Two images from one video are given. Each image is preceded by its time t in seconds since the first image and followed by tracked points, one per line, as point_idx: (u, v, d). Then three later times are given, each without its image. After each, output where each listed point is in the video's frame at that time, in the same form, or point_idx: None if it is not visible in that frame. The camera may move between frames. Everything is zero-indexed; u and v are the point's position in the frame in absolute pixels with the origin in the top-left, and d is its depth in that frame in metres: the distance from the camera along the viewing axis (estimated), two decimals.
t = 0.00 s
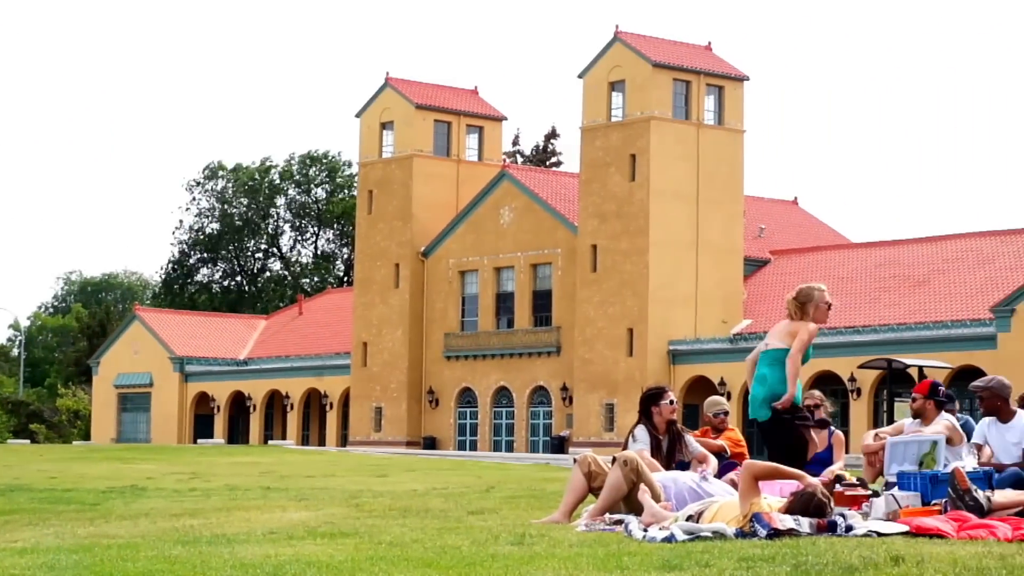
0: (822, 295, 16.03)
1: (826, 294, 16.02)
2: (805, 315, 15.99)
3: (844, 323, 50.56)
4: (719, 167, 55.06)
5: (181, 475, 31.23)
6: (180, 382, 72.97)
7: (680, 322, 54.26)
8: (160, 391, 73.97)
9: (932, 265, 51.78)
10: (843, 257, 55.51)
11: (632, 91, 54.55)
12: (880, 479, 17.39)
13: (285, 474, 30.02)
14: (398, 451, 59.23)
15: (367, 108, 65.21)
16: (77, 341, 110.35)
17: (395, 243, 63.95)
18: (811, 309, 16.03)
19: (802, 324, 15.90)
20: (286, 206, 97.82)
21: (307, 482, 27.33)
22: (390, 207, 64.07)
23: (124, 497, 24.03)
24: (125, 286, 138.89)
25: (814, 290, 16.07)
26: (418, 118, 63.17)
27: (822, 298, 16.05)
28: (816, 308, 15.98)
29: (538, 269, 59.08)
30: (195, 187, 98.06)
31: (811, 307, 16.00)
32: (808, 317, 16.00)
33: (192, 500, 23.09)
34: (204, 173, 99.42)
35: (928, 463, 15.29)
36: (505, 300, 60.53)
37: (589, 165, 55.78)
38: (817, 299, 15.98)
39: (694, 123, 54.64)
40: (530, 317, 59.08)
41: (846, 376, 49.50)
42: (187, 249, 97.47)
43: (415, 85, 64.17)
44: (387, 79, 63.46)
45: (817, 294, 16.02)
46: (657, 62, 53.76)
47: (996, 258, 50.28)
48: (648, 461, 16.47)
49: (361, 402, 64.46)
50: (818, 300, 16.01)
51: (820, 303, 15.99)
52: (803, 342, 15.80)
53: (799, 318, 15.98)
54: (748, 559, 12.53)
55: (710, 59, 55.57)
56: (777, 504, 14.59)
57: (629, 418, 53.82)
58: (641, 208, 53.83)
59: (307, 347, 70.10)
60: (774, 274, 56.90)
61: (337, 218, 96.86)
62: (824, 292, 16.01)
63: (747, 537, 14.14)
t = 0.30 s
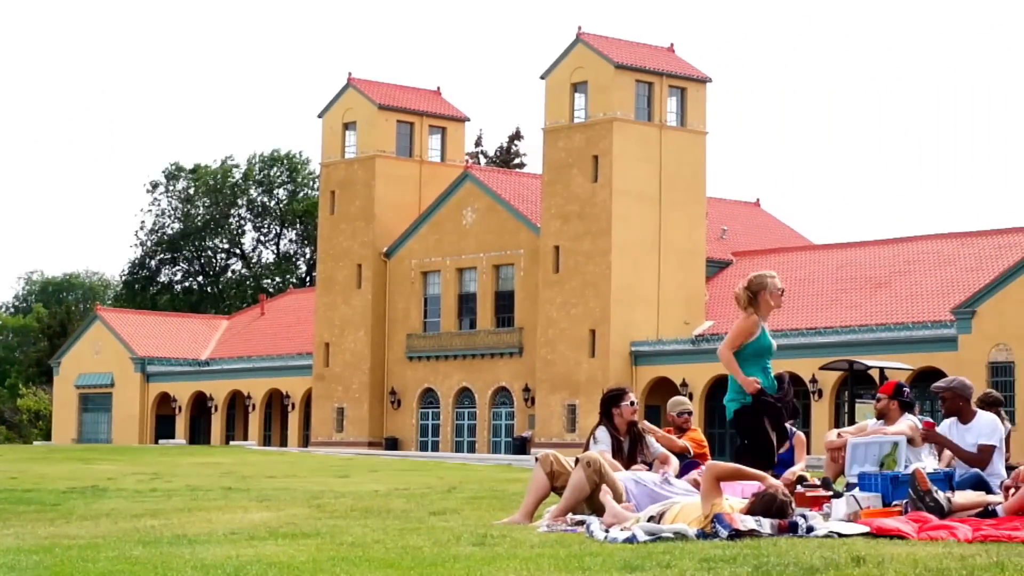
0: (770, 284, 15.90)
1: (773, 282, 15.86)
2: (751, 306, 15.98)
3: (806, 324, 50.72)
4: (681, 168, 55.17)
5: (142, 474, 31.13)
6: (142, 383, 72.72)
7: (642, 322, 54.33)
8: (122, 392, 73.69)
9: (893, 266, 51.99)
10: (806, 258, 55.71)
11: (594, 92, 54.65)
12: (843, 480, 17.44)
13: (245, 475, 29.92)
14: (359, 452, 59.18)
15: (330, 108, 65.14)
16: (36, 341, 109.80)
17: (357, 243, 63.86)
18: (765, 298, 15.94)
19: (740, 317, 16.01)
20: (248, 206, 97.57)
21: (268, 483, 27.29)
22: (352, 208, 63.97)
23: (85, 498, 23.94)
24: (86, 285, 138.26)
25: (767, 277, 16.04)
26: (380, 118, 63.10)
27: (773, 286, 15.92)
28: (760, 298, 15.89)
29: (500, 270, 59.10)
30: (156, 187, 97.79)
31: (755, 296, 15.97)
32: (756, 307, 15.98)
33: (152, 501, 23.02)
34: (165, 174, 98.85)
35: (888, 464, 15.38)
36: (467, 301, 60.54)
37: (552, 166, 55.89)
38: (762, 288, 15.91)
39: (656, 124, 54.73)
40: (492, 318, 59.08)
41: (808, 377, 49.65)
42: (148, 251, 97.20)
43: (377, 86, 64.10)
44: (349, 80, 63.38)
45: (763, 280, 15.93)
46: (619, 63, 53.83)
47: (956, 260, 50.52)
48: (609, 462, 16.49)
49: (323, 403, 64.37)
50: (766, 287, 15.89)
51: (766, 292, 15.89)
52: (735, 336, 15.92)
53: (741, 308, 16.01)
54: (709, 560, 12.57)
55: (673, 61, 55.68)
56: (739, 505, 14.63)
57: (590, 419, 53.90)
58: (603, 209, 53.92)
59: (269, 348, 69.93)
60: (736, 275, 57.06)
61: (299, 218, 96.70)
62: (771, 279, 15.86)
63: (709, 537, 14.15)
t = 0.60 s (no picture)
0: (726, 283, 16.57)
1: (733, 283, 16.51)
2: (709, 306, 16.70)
3: (769, 326, 50.88)
4: (645, 169, 55.26)
5: (104, 474, 31.02)
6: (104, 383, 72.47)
7: (606, 323, 54.38)
8: (84, 393, 73.40)
9: (856, 268, 52.23)
10: (770, 260, 55.86)
11: (558, 93, 54.71)
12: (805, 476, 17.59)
13: (208, 476, 29.85)
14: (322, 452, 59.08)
15: (293, 108, 65.01)
16: None
17: (320, 243, 63.74)
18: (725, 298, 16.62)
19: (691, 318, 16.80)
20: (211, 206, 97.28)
21: (232, 483, 27.24)
22: (315, 208, 63.84)
23: (47, 499, 23.85)
24: (48, 285, 137.66)
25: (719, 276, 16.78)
26: (344, 118, 62.97)
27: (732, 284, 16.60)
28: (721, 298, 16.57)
29: (464, 271, 59.08)
30: (118, 187, 97.42)
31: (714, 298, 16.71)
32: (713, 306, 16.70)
33: (114, 502, 22.96)
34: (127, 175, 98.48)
35: (851, 465, 15.45)
36: (430, 302, 60.51)
37: (515, 167, 55.91)
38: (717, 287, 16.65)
39: (620, 126, 54.79)
40: (456, 319, 59.08)
41: (770, 378, 49.78)
42: (111, 251, 96.84)
43: (341, 86, 63.96)
44: (312, 79, 63.24)
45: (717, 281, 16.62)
46: (583, 64, 53.85)
47: (919, 261, 50.78)
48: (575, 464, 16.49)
49: (286, 403, 64.26)
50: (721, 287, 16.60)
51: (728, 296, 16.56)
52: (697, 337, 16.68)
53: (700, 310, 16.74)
54: (672, 561, 12.63)
55: (637, 62, 55.73)
56: (701, 505, 14.63)
57: (554, 420, 53.96)
58: (566, 210, 53.98)
59: (232, 348, 69.77)
60: (699, 276, 57.19)
61: (263, 217, 96.48)
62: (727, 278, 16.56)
63: (672, 538, 14.18)
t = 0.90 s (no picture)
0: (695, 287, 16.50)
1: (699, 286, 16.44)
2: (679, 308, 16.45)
3: (732, 326, 51.02)
4: (609, 169, 55.32)
5: (66, 475, 30.89)
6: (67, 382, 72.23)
7: (570, 323, 54.45)
8: (46, 392, 73.07)
9: (820, 268, 52.40)
10: (734, 260, 56.00)
11: (523, 93, 54.74)
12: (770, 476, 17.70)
13: (170, 477, 29.73)
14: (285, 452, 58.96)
15: (258, 106, 64.88)
16: None
17: (285, 242, 63.61)
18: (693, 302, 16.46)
19: (659, 317, 16.42)
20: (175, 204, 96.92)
21: (194, 483, 27.14)
22: (279, 207, 63.71)
23: (8, 499, 23.73)
24: (10, 284, 136.97)
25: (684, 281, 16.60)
26: (308, 118, 62.86)
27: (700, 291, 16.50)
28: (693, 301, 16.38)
29: (428, 270, 59.06)
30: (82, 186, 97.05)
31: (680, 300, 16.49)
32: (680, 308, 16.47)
33: (76, 502, 22.85)
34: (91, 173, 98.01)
35: (813, 465, 15.51)
36: (394, 301, 60.46)
37: (480, 167, 55.94)
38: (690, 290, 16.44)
39: (585, 125, 54.82)
40: (420, 318, 59.04)
41: (733, 378, 49.93)
42: (74, 250, 96.47)
43: (306, 85, 63.82)
44: (277, 79, 63.12)
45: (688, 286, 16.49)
46: (548, 64, 53.86)
47: (882, 262, 50.97)
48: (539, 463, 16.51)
49: (249, 402, 64.13)
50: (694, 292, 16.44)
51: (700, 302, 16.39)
52: (667, 338, 16.33)
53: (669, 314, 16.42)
54: (634, 561, 12.66)
55: (602, 62, 55.76)
56: (665, 505, 14.66)
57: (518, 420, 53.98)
58: (531, 210, 54.02)
59: (195, 347, 69.55)
60: (664, 277, 57.28)
61: (226, 216, 96.22)
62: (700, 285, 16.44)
63: (635, 538, 14.20)
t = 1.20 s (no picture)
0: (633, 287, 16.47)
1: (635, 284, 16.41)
2: (617, 309, 16.41)
3: (692, 325, 51.16)
4: (569, 169, 55.36)
5: (23, 473, 30.80)
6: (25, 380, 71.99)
7: (529, 323, 54.51)
8: (4, 390, 72.74)
9: (779, 268, 52.57)
10: (693, 259, 56.14)
11: (483, 92, 54.75)
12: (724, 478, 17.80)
13: (130, 475, 29.62)
14: (243, 451, 58.83)
15: (217, 105, 64.72)
16: None
17: (244, 241, 63.46)
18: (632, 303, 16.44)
19: (598, 318, 16.39)
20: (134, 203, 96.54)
21: (154, 481, 27.06)
22: (238, 206, 63.55)
23: None
24: None
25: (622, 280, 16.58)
26: (268, 116, 62.66)
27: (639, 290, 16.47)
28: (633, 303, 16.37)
29: (388, 270, 59.02)
30: (40, 184, 96.62)
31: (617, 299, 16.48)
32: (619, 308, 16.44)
33: (34, 501, 22.77)
34: (50, 171, 97.45)
35: (772, 464, 15.52)
36: (354, 300, 60.40)
37: (440, 166, 55.97)
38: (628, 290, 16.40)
39: (544, 125, 54.86)
40: (379, 318, 58.95)
41: (693, 378, 50.14)
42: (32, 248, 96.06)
43: (266, 83, 63.62)
44: (237, 77, 62.91)
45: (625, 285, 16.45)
46: (508, 63, 53.86)
47: (840, 262, 51.18)
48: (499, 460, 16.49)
49: (208, 401, 63.96)
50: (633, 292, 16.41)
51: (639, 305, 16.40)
52: (608, 341, 16.33)
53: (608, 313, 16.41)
54: (593, 559, 12.67)
55: (562, 62, 55.77)
56: (624, 505, 14.67)
57: (477, 419, 53.98)
58: (491, 209, 54.06)
59: (154, 345, 69.31)
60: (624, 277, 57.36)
61: (184, 215, 95.84)
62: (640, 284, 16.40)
63: (594, 537, 14.17)
